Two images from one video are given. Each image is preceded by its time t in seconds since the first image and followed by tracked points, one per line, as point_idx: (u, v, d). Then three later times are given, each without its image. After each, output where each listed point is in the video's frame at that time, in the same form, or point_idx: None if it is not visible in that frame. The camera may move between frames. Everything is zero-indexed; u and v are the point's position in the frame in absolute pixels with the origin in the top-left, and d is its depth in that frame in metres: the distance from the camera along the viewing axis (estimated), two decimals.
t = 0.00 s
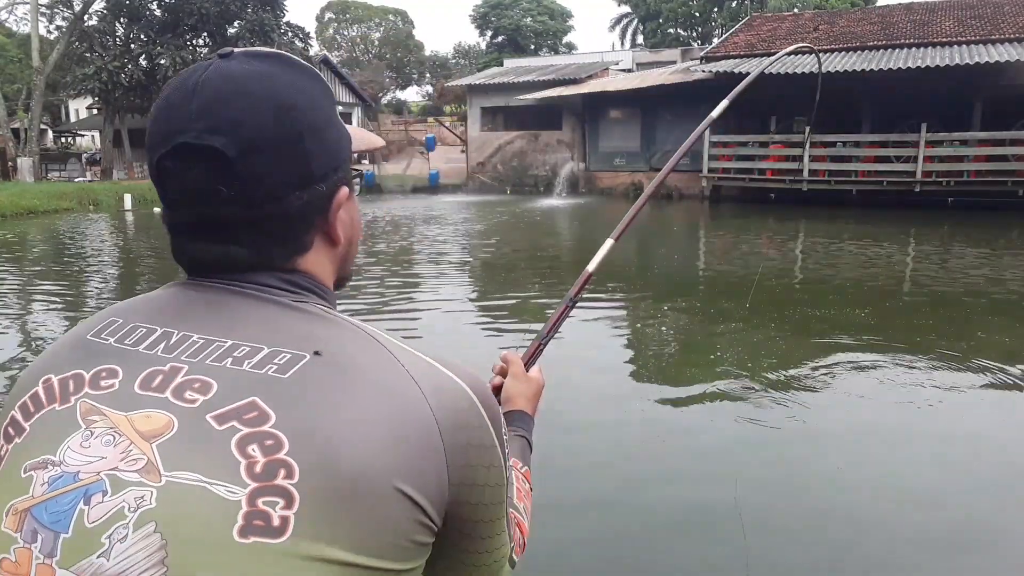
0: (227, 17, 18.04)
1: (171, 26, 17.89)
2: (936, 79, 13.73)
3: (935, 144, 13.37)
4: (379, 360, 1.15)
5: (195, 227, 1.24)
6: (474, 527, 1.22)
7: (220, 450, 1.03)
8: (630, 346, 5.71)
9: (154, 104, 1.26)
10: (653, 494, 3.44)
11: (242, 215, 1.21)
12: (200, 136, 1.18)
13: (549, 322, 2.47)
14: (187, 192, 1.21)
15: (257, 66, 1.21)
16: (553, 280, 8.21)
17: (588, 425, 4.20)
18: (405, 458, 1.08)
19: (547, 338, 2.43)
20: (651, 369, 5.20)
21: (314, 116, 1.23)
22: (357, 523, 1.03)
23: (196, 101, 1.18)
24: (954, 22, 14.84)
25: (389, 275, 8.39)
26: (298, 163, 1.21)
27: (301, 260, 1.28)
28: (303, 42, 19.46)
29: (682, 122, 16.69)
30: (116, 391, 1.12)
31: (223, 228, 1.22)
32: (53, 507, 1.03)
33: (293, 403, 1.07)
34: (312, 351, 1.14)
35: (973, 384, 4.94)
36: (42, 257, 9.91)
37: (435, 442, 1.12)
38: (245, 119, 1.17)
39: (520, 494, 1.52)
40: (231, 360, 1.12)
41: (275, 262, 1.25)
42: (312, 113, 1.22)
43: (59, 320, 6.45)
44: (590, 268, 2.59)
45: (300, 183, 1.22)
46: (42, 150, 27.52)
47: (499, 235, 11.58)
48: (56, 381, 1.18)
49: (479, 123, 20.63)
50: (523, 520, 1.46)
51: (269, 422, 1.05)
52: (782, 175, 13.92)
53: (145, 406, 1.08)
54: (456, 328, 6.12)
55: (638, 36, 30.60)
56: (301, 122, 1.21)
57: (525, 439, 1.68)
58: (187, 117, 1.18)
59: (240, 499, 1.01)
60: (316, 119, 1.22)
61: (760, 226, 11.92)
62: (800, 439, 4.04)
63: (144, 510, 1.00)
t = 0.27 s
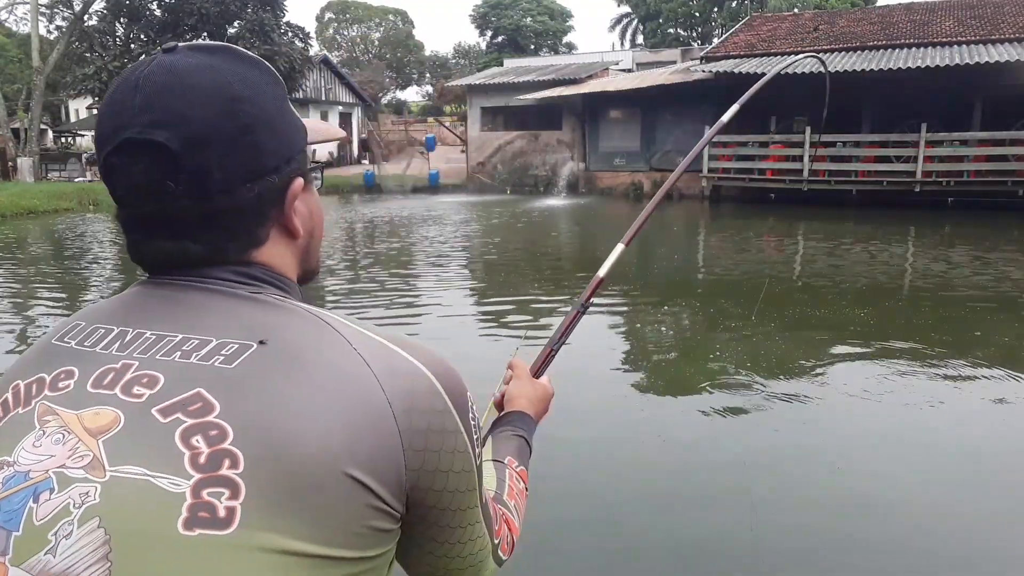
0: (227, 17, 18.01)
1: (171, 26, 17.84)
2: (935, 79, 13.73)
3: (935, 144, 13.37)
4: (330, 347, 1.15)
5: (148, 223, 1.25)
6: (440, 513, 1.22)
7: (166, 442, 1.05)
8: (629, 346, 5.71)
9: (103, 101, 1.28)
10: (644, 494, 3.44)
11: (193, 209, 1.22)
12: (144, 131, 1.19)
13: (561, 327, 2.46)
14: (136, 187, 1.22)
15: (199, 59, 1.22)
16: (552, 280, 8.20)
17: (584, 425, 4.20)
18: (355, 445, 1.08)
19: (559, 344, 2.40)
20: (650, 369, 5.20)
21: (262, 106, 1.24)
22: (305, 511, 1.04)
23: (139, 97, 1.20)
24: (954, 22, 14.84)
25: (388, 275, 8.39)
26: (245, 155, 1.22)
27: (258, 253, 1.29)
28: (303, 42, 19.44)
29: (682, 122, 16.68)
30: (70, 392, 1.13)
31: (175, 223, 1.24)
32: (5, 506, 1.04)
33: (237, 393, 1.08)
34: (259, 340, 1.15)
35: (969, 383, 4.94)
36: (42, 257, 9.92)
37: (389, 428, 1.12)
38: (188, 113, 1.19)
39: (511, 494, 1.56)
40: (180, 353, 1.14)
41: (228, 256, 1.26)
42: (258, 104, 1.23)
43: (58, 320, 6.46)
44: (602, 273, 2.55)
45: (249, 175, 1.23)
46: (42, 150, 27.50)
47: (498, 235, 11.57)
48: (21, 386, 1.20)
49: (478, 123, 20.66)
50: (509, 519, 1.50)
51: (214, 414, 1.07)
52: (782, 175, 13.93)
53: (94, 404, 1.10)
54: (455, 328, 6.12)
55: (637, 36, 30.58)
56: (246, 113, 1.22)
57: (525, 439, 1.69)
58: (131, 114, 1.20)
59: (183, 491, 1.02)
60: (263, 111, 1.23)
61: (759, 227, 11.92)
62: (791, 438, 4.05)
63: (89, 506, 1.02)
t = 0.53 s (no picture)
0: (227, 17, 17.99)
1: (171, 26, 17.82)
2: (936, 79, 13.73)
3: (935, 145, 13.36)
4: (333, 353, 1.15)
5: (146, 223, 1.25)
6: (435, 526, 1.22)
7: (165, 447, 1.04)
8: (630, 346, 5.71)
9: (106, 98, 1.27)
10: (645, 494, 3.44)
11: (196, 209, 1.22)
12: (147, 130, 1.19)
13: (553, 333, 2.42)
14: (137, 185, 1.22)
15: (204, 61, 1.22)
16: (552, 280, 8.20)
17: (584, 425, 4.19)
18: (355, 454, 1.08)
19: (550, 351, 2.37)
20: (650, 369, 5.20)
21: (265, 109, 1.24)
22: (303, 520, 1.04)
23: (144, 97, 1.19)
24: (954, 22, 14.83)
25: (388, 275, 8.39)
26: (248, 158, 1.22)
27: (257, 256, 1.29)
28: (303, 42, 19.43)
29: (682, 122, 16.67)
30: (68, 392, 1.13)
31: (177, 222, 1.24)
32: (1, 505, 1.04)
33: (240, 398, 1.08)
34: (261, 348, 1.14)
35: (969, 383, 4.94)
36: (42, 257, 9.92)
37: (390, 438, 1.11)
38: (193, 115, 1.18)
39: (499, 507, 1.55)
40: (181, 357, 1.13)
41: (228, 257, 1.26)
42: (262, 107, 1.23)
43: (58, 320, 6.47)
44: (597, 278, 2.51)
45: (250, 177, 1.23)
46: (42, 150, 27.47)
47: (499, 235, 11.57)
48: (17, 384, 1.19)
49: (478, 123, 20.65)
50: (497, 532, 1.49)
51: (215, 420, 1.06)
52: (782, 175, 13.93)
53: (92, 405, 1.10)
54: (454, 328, 6.12)
55: (638, 36, 30.59)
56: (250, 116, 1.22)
57: (512, 453, 1.69)
58: (135, 115, 1.20)
59: (183, 496, 1.01)
60: (267, 114, 1.24)
61: (759, 227, 11.92)
62: (791, 439, 4.04)
63: (86, 509, 1.01)
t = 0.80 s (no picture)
0: (227, 17, 17.95)
1: (171, 26, 17.81)
2: (936, 79, 13.73)
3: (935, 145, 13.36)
4: (346, 362, 1.16)
5: (161, 223, 1.25)
6: (441, 538, 1.22)
7: (180, 450, 1.05)
8: (630, 346, 5.70)
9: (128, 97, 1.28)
10: (645, 494, 3.45)
11: (214, 211, 1.23)
12: (170, 131, 1.19)
13: (562, 335, 2.38)
14: (157, 185, 1.22)
15: (229, 65, 1.23)
16: (552, 280, 8.20)
17: (585, 425, 4.20)
18: (369, 461, 1.08)
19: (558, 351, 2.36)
20: (651, 369, 5.20)
21: (286, 114, 1.25)
22: (315, 524, 1.04)
23: (166, 100, 1.20)
24: (954, 22, 14.84)
25: (388, 275, 8.39)
26: (268, 163, 1.23)
27: (273, 261, 1.29)
28: (303, 42, 19.42)
29: (682, 122, 16.67)
30: (80, 391, 1.13)
31: (193, 224, 1.24)
32: (12, 503, 1.04)
33: (256, 404, 1.08)
34: (276, 354, 1.15)
35: (969, 383, 4.94)
36: (42, 257, 9.92)
37: (401, 447, 1.12)
38: (215, 118, 1.19)
39: (499, 514, 1.55)
40: (195, 360, 1.14)
41: (242, 262, 1.27)
42: (283, 113, 1.24)
43: (58, 319, 6.46)
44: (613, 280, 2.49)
45: (269, 182, 1.24)
46: (42, 150, 27.47)
47: (499, 235, 11.57)
48: (27, 382, 1.20)
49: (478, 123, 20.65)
50: (500, 540, 1.49)
51: (229, 424, 1.06)
52: (782, 175, 13.92)
53: (105, 405, 1.10)
54: (455, 328, 6.13)
55: (638, 36, 30.59)
56: (272, 120, 1.22)
57: (510, 457, 1.70)
58: (157, 115, 1.20)
59: (197, 500, 1.02)
60: (288, 120, 1.24)
61: (759, 227, 11.91)
62: (793, 439, 4.05)
63: (99, 510, 1.01)
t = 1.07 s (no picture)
0: (227, 17, 17.95)
1: (171, 26, 17.82)
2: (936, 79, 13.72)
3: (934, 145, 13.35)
4: (357, 367, 1.15)
5: (174, 221, 1.26)
6: (449, 545, 1.22)
7: (193, 454, 1.04)
8: (629, 346, 5.70)
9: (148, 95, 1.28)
10: (647, 494, 3.45)
11: (231, 210, 1.23)
12: (187, 129, 1.20)
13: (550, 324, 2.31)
14: (173, 183, 1.22)
15: (247, 66, 1.23)
16: (552, 280, 8.19)
17: (587, 426, 4.19)
18: (383, 467, 1.08)
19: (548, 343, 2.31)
20: (652, 369, 5.20)
21: (306, 114, 1.24)
22: (327, 530, 1.03)
23: (184, 99, 1.20)
24: (954, 22, 14.83)
25: (388, 275, 8.39)
26: (286, 162, 1.22)
27: (285, 263, 1.29)
28: (303, 42, 19.42)
29: (682, 122, 16.66)
30: (90, 392, 1.13)
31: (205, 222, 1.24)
32: (24, 505, 1.04)
33: (270, 408, 1.08)
34: (289, 359, 1.15)
35: (970, 383, 4.94)
36: (42, 257, 9.92)
37: (413, 453, 1.12)
38: (234, 116, 1.19)
39: (498, 517, 1.53)
40: (207, 363, 1.13)
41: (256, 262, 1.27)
42: (301, 113, 1.24)
43: (58, 320, 6.46)
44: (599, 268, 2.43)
45: (287, 183, 1.24)
46: (42, 150, 27.45)
47: (499, 235, 11.56)
48: (37, 383, 1.19)
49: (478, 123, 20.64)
50: (501, 543, 1.49)
51: (243, 429, 1.06)
52: (782, 175, 13.92)
53: (117, 406, 1.10)
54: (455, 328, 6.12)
55: (638, 36, 30.58)
56: (291, 120, 1.22)
57: (504, 456, 1.65)
58: (175, 114, 1.20)
59: (210, 505, 1.01)
60: (307, 121, 1.24)
61: (760, 227, 11.90)
62: (795, 439, 4.04)
63: (112, 514, 1.01)
